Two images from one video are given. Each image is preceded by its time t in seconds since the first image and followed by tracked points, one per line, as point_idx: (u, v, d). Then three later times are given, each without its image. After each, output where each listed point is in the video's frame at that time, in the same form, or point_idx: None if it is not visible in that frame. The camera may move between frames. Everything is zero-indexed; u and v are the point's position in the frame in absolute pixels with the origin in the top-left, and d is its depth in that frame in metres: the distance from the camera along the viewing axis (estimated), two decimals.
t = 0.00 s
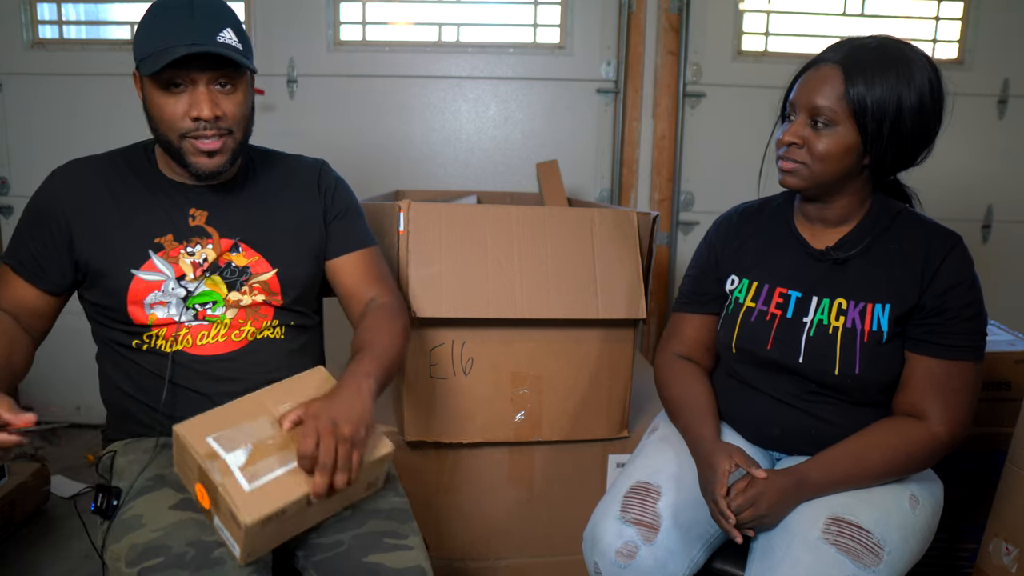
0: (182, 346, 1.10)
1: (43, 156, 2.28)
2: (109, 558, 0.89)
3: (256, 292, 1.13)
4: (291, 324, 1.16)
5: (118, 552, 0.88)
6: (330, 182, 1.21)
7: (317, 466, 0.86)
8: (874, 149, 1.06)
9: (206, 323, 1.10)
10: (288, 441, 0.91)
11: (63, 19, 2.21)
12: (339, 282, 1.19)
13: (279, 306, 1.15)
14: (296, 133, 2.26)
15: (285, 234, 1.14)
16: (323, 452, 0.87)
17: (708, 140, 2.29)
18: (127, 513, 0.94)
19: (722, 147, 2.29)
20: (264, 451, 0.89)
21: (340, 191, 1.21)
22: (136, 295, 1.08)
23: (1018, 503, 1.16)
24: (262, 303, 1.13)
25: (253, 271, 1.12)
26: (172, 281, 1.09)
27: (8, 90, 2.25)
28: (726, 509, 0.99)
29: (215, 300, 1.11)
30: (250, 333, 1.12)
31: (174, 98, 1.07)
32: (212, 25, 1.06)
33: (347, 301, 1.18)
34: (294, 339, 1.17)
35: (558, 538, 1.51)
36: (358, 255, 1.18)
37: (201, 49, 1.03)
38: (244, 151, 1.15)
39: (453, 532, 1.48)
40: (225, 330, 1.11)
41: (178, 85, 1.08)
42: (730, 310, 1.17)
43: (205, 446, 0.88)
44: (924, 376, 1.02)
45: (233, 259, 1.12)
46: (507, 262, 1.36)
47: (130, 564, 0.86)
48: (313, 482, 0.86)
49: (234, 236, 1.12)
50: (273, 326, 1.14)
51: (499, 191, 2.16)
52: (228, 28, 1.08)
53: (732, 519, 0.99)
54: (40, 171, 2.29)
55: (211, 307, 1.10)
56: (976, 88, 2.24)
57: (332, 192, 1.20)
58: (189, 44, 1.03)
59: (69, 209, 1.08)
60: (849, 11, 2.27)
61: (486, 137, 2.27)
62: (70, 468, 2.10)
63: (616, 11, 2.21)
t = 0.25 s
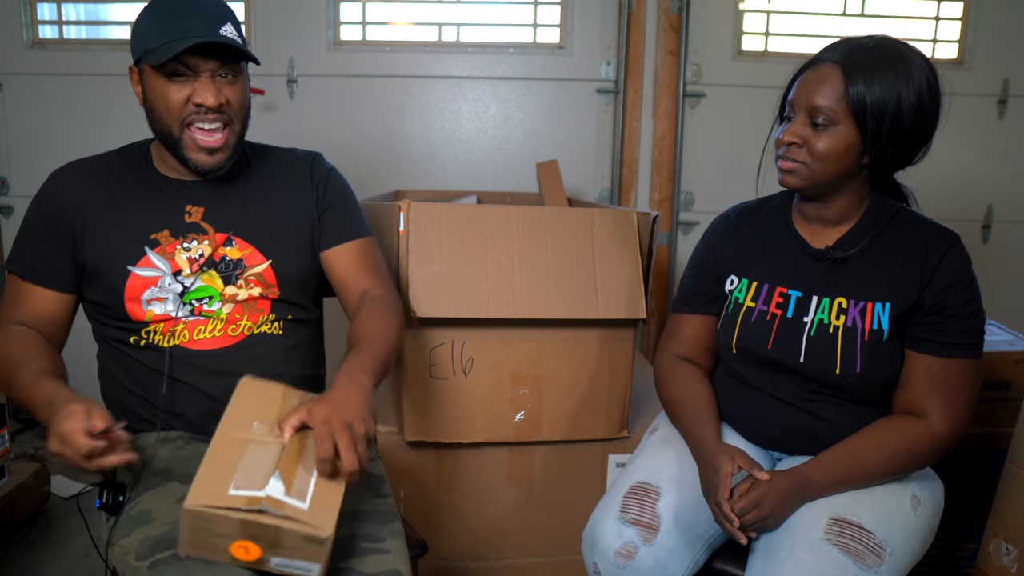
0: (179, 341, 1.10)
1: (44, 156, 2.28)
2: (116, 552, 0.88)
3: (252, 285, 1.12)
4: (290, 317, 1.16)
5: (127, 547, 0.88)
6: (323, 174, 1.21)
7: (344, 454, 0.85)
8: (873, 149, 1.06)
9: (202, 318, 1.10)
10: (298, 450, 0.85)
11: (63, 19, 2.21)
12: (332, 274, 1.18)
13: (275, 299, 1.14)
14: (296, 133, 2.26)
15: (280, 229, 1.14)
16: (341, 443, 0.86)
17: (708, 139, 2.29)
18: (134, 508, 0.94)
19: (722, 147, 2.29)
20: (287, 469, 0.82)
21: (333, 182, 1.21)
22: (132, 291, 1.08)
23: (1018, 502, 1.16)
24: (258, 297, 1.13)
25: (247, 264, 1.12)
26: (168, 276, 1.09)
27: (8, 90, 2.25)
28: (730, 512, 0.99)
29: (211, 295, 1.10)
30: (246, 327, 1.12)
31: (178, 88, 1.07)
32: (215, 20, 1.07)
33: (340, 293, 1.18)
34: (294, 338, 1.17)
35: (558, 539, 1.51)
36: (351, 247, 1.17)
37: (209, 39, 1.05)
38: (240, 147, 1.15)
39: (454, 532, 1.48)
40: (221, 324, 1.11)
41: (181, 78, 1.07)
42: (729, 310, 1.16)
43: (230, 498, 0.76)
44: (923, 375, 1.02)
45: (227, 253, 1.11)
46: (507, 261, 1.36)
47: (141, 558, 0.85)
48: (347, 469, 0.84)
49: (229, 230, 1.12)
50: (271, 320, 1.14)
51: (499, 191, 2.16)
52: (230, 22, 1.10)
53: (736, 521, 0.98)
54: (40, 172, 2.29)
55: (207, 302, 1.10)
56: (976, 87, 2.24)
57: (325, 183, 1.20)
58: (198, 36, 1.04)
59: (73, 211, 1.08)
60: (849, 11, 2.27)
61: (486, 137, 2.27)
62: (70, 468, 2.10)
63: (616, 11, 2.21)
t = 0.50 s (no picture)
0: (182, 341, 1.09)
1: (44, 155, 2.28)
2: (118, 553, 0.89)
3: (253, 282, 1.13)
4: (290, 317, 1.16)
5: (129, 547, 0.88)
6: (319, 172, 1.23)
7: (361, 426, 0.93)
8: (871, 150, 1.06)
9: (205, 318, 1.10)
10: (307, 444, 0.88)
11: (63, 19, 2.21)
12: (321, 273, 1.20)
13: (278, 296, 1.15)
14: (296, 133, 2.26)
15: (279, 227, 1.15)
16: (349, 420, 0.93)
17: (708, 139, 2.29)
18: (135, 509, 0.95)
19: (722, 147, 2.29)
20: (315, 460, 0.85)
21: (329, 181, 1.23)
22: (136, 291, 1.07)
23: (1018, 502, 1.16)
24: (260, 295, 1.13)
25: (248, 261, 1.13)
26: (173, 276, 1.09)
27: (8, 90, 2.25)
28: (724, 514, 1.00)
29: (214, 295, 1.10)
30: (250, 327, 1.13)
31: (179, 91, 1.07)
32: (218, 24, 1.08)
33: (321, 291, 1.20)
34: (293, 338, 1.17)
35: (558, 539, 1.51)
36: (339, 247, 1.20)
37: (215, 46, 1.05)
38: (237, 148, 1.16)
39: (454, 532, 1.48)
40: (224, 325, 1.11)
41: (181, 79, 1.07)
42: (728, 311, 1.16)
43: (286, 501, 0.78)
44: (921, 375, 1.02)
45: (227, 251, 1.12)
46: (507, 261, 1.36)
47: (142, 559, 0.86)
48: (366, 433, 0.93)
49: (229, 228, 1.12)
50: (272, 320, 1.15)
51: (499, 191, 2.16)
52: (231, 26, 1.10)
53: (729, 523, 0.99)
54: (40, 172, 2.29)
55: (210, 302, 1.10)
56: (976, 87, 2.24)
57: (322, 182, 1.22)
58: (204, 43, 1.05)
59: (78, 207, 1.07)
60: (849, 11, 2.27)
61: (486, 137, 2.27)
62: (71, 468, 2.10)
63: (616, 11, 2.21)
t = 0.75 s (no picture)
0: (183, 343, 1.09)
1: (44, 155, 2.28)
2: (119, 551, 0.89)
3: (257, 283, 1.13)
4: (281, 319, 1.16)
5: (131, 545, 0.89)
6: (321, 173, 1.24)
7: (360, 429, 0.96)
8: (872, 151, 1.06)
9: (207, 320, 1.10)
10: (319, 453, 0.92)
11: (63, 19, 2.21)
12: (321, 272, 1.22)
13: (280, 298, 1.15)
14: (296, 133, 2.26)
15: (282, 229, 1.16)
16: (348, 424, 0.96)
17: (708, 139, 2.29)
18: (138, 507, 0.95)
19: (722, 147, 2.29)
20: (336, 467, 0.90)
21: (330, 185, 1.24)
22: (138, 291, 1.06)
23: (1018, 502, 1.16)
24: (263, 297, 1.13)
25: (252, 261, 1.13)
26: (177, 277, 1.08)
27: (8, 90, 2.24)
28: (725, 514, 0.99)
29: (217, 296, 1.10)
30: (250, 331, 1.12)
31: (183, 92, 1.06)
32: (222, 23, 1.08)
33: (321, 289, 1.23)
34: (293, 338, 1.17)
35: (559, 539, 1.51)
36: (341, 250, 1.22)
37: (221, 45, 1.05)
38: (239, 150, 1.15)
39: (455, 532, 1.48)
40: (226, 327, 1.11)
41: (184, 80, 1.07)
42: (728, 311, 1.16)
43: (328, 511, 0.83)
44: (922, 375, 1.02)
45: (231, 252, 1.12)
46: (507, 261, 1.36)
47: (146, 557, 0.87)
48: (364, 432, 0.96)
49: (232, 229, 1.12)
50: (273, 322, 1.15)
51: (499, 191, 2.16)
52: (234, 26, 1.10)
53: (732, 523, 0.99)
54: (40, 171, 2.29)
55: (213, 304, 1.10)
56: (976, 88, 2.25)
57: (324, 185, 1.23)
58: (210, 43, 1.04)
59: (85, 204, 1.07)
60: (849, 11, 2.27)
61: (486, 137, 2.27)
62: (71, 468, 2.10)
63: (616, 11, 2.21)
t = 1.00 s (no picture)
0: (179, 345, 1.09)
1: (44, 155, 2.28)
2: (116, 553, 0.89)
3: (255, 291, 1.13)
4: (279, 326, 1.15)
5: (127, 548, 0.89)
6: (329, 187, 1.22)
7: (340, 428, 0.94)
8: (874, 151, 1.06)
9: (203, 324, 1.10)
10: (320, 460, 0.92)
11: (63, 19, 2.21)
12: (341, 283, 1.23)
13: (278, 306, 1.15)
14: (296, 133, 2.26)
15: (284, 236, 1.15)
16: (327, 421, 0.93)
17: (708, 139, 2.29)
18: (135, 509, 0.95)
19: (722, 147, 2.29)
20: (335, 475, 0.90)
21: (338, 197, 1.22)
22: (135, 295, 1.07)
23: (1018, 502, 1.16)
24: (260, 304, 1.13)
25: (252, 269, 1.13)
26: (172, 281, 1.08)
27: (8, 90, 2.24)
28: (724, 515, 0.99)
29: (213, 301, 1.10)
30: (246, 335, 1.12)
31: (180, 123, 1.04)
32: (216, 48, 1.04)
33: (347, 302, 1.23)
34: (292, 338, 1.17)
35: (559, 539, 1.51)
36: (360, 258, 1.22)
37: (217, 86, 1.02)
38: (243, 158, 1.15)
39: (454, 532, 1.48)
40: (221, 331, 1.11)
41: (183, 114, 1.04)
42: (728, 310, 1.16)
43: (325, 520, 0.83)
44: (922, 375, 1.02)
45: (231, 258, 1.12)
46: (507, 261, 1.36)
47: (142, 560, 0.87)
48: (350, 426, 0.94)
49: (235, 236, 1.12)
50: (271, 326, 1.15)
51: (499, 191, 2.16)
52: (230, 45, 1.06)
53: (731, 524, 0.99)
54: (40, 171, 2.29)
55: (210, 308, 1.10)
56: (976, 88, 2.25)
57: (333, 197, 1.21)
58: (206, 83, 1.01)
59: (83, 206, 1.07)
60: (849, 11, 2.27)
61: (486, 137, 2.27)
62: (70, 468, 2.10)
63: (616, 11, 2.21)
